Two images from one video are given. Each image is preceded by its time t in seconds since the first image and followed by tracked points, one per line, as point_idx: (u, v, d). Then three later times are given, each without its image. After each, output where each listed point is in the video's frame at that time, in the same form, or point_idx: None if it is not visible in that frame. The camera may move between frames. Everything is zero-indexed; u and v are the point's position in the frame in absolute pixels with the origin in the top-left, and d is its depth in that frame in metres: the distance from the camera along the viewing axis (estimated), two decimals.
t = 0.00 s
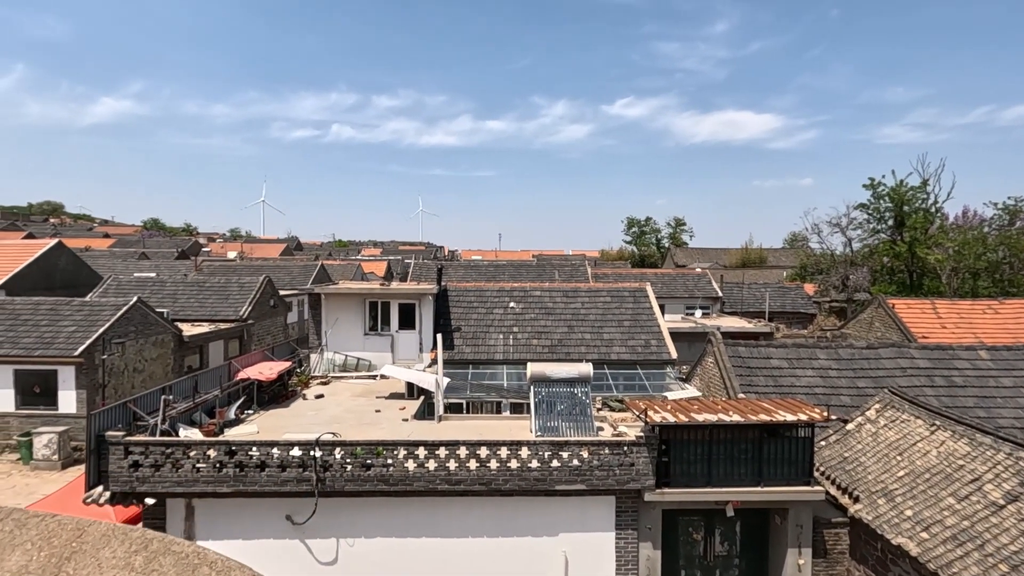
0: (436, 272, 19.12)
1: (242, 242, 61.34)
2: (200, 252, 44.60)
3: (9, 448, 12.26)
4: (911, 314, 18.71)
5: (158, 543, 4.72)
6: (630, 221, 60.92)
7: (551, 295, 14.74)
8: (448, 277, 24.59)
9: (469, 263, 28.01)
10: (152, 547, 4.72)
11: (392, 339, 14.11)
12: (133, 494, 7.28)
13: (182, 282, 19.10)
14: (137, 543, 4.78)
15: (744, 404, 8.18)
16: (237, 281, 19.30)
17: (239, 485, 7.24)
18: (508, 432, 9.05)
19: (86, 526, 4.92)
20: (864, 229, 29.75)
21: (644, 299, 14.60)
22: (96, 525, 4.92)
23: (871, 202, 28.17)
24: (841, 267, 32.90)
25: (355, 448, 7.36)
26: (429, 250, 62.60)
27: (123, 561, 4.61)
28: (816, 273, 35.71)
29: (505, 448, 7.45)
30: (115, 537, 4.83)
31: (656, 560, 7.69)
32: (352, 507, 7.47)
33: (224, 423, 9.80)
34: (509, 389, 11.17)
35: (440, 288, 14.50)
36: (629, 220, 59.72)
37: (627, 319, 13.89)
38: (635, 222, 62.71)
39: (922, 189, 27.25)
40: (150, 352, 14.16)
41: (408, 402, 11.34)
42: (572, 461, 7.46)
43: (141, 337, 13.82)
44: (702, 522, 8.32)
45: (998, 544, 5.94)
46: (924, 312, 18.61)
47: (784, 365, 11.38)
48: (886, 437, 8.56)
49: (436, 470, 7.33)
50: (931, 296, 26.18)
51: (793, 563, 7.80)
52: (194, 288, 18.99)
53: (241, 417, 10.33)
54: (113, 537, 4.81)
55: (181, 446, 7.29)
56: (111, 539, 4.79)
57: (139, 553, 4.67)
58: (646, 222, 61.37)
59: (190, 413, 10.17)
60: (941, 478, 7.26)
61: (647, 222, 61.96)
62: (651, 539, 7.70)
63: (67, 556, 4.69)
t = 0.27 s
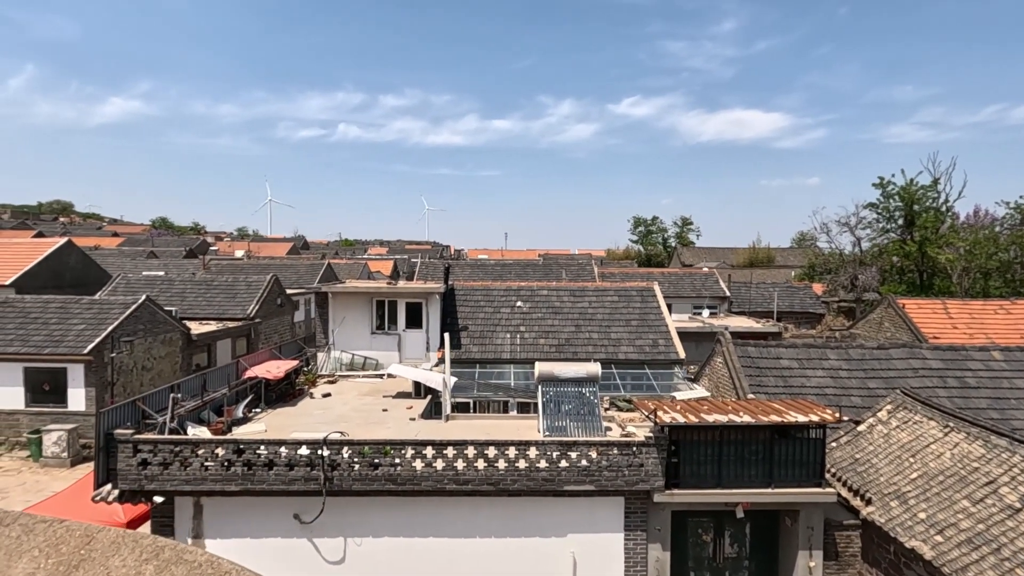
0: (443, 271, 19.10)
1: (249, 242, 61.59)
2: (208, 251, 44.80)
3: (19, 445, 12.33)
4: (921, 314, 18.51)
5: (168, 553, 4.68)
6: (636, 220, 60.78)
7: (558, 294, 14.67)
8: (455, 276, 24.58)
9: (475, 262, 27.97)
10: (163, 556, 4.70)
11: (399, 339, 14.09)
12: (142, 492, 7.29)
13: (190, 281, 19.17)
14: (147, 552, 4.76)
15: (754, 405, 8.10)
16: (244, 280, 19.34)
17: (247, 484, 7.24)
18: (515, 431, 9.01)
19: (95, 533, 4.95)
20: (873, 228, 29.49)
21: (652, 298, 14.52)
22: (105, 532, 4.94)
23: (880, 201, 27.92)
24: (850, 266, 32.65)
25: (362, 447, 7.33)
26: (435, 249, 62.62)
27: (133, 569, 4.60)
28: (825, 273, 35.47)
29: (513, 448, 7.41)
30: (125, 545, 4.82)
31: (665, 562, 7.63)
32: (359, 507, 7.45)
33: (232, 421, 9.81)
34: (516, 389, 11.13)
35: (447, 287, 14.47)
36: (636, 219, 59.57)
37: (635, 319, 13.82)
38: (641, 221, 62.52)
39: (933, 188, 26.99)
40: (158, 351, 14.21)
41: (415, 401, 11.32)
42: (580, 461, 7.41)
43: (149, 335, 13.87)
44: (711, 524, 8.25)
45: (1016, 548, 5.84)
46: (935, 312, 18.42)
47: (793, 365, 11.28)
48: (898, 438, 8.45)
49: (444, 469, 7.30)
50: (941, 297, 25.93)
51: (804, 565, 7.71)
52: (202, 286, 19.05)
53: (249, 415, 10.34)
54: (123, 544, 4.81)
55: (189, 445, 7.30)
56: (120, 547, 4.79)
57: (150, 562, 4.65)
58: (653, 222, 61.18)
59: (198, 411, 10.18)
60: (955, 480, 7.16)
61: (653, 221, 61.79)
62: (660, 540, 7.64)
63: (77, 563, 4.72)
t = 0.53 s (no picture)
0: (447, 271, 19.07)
1: (253, 240, 61.65)
2: (212, 250, 44.84)
3: (24, 444, 12.33)
4: (927, 315, 18.40)
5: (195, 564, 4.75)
6: (639, 220, 60.74)
7: (562, 295, 14.62)
8: (458, 276, 24.55)
9: (479, 262, 27.93)
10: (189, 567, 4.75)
11: (404, 339, 14.05)
12: (147, 493, 7.26)
13: (194, 280, 19.16)
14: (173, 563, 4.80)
15: (762, 407, 8.03)
16: (248, 279, 19.32)
17: (252, 484, 7.21)
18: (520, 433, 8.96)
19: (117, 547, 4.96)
20: (879, 229, 29.37)
21: (657, 299, 14.45)
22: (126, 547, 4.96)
23: (886, 201, 27.79)
24: (854, 267, 32.53)
25: (368, 448, 7.30)
26: (438, 249, 62.58)
27: None
28: (829, 274, 35.36)
29: (520, 449, 7.36)
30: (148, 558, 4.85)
31: (671, 564, 7.58)
32: (365, 508, 7.41)
33: (236, 421, 9.79)
34: (521, 390, 11.08)
35: (451, 287, 14.43)
36: (639, 219, 59.53)
37: (640, 319, 13.76)
38: (645, 221, 62.45)
39: (939, 188, 26.86)
40: (163, 350, 14.19)
41: (420, 402, 11.28)
42: (587, 463, 7.36)
43: (153, 335, 13.85)
44: (718, 526, 8.20)
45: None
46: (941, 313, 18.30)
47: (800, 367, 11.21)
48: (907, 441, 8.38)
49: (450, 471, 7.26)
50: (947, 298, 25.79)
51: (812, 568, 7.65)
52: (206, 286, 19.04)
53: (253, 415, 10.31)
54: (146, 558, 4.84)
55: (194, 445, 7.28)
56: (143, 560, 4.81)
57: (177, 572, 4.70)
58: (656, 222, 61.12)
59: (202, 411, 10.16)
60: (966, 483, 7.09)
61: (657, 221, 61.72)
62: (666, 543, 7.59)
63: None
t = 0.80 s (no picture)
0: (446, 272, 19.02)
1: (250, 240, 61.45)
2: (209, 250, 44.67)
3: (18, 445, 12.21)
4: (925, 317, 18.40)
5: None
6: (637, 222, 60.80)
7: (562, 296, 14.58)
8: (457, 277, 24.49)
9: (477, 263, 27.87)
10: None
11: (403, 339, 13.98)
12: (145, 494, 7.17)
13: (192, 279, 19.05)
14: None
15: (764, 410, 7.99)
16: (246, 279, 19.22)
17: (251, 486, 7.14)
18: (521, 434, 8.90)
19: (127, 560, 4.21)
20: (876, 231, 29.44)
21: (657, 301, 14.42)
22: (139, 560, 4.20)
23: (884, 204, 27.85)
24: (852, 270, 32.59)
25: (369, 449, 7.23)
26: (436, 249, 62.48)
27: None
28: (827, 276, 35.42)
29: (521, 451, 7.30)
30: None
31: (673, 567, 7.54)
32: (365, 510, 7.34)
33: (235, 422, 9.71)
34: (520, 391, 11.03)
35: (451, 287, 14.38)
36: (637, 221, 59.58)
37: (639, 321, 13.72)
38: (642, 223, 62.49)
39: (937, 191, 26.93)
40: (160, 350, 14.08)
41: (419, 403, 11.22)
42: (589, 465, 7.31)
43: (150, 334, 13.74)
44: (720, 529, 8.16)
45: None
46: (939, 316, 18.32)
47: (801, 369, 11.19)
48: (909, 444, 8.36)
49: (451, 473, 7.20)
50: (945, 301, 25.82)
51: (814, 572, 7.62)
52: (203, 286, 18.92)
53: (251, 416, 10.23)
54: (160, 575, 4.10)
55: (193, 446, 7.20)
56: None
57: None
58: (654, 224, 61.18)
59: (200, 412, 10.08)
60: (969, 487, 7.06)
61: (655, 223, 61.80)
62: (668, 546, 7.55)
63: None
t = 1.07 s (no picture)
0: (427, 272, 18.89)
1: (226, 239, 60.30)
2: (184, 248, 43.77)
3: None
4: (898, 319, 18.82)
5: None
6: (618, 224, 61.32)
7: (544, 297, 14.56)
8: (438, 277, 24.33)
9: (458, 263, 27.73)
10: None
11: (383, 340, 13.81)
12: (115, 499, 6.94)
13: (166, 278, 18.59)
14: None
15: (745, 411, 8.06)
16: (222, 278, 18.83)
17: (227, 490, 6.95)
18: (502, 436, 8.84)
19: None
20: (851, 235, 30.07)
21: (637, 302, 14.49)
22: None
23: (858, 208, 28.46)
24: (827, 272, 33.23)
25: (348, 452, 7.11)
26: (417, 249, 62.10)
27: None
28: (803, 279, 36.08)
29: (503, 453, 7.25)
30: None
31: (655, 568, 7.55)
32: (344, 513, 7.21)
33: (210, 424, 9.48)
34: (502, 392, 10.98)
35: (432, 288, 14.26)
36: (617, 223, 60.22)
37: (620, 322, 13.77)
38: (623, 225, 62.96)
39: (909, 196, 27.61)
40: (131, 350, 13.69)
41: (400, 404, 11.08)
42: (571, 467, 7.28)
43: (122, 334, 13.35)
44: (701, 530, 8.20)
45: (1006, 554, 5.87)
46: (911, 318, 18.75)
47: (779, 370, 11.33)
48: (884, 444, 8.51)
49: (432, 475, 7.11)
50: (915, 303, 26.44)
51: (792, 571, 7.71)
52: (178, 285, 18.48)
53: (227, 418, 10.00)
54: None
55: (166, 449, 6.99)
56: None
57: None
58: (634, 226, 61.70)
59: (174, 414, 9.82)
60: (943, 486, 7.21)
61: (635, 225, 62.29)
62: (650, 546, 7.55)
63: None
